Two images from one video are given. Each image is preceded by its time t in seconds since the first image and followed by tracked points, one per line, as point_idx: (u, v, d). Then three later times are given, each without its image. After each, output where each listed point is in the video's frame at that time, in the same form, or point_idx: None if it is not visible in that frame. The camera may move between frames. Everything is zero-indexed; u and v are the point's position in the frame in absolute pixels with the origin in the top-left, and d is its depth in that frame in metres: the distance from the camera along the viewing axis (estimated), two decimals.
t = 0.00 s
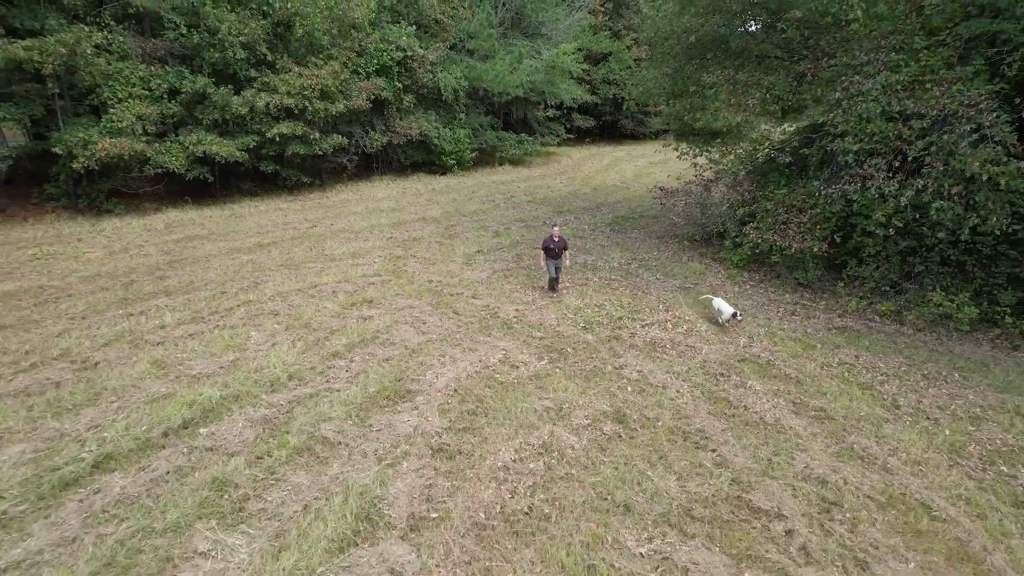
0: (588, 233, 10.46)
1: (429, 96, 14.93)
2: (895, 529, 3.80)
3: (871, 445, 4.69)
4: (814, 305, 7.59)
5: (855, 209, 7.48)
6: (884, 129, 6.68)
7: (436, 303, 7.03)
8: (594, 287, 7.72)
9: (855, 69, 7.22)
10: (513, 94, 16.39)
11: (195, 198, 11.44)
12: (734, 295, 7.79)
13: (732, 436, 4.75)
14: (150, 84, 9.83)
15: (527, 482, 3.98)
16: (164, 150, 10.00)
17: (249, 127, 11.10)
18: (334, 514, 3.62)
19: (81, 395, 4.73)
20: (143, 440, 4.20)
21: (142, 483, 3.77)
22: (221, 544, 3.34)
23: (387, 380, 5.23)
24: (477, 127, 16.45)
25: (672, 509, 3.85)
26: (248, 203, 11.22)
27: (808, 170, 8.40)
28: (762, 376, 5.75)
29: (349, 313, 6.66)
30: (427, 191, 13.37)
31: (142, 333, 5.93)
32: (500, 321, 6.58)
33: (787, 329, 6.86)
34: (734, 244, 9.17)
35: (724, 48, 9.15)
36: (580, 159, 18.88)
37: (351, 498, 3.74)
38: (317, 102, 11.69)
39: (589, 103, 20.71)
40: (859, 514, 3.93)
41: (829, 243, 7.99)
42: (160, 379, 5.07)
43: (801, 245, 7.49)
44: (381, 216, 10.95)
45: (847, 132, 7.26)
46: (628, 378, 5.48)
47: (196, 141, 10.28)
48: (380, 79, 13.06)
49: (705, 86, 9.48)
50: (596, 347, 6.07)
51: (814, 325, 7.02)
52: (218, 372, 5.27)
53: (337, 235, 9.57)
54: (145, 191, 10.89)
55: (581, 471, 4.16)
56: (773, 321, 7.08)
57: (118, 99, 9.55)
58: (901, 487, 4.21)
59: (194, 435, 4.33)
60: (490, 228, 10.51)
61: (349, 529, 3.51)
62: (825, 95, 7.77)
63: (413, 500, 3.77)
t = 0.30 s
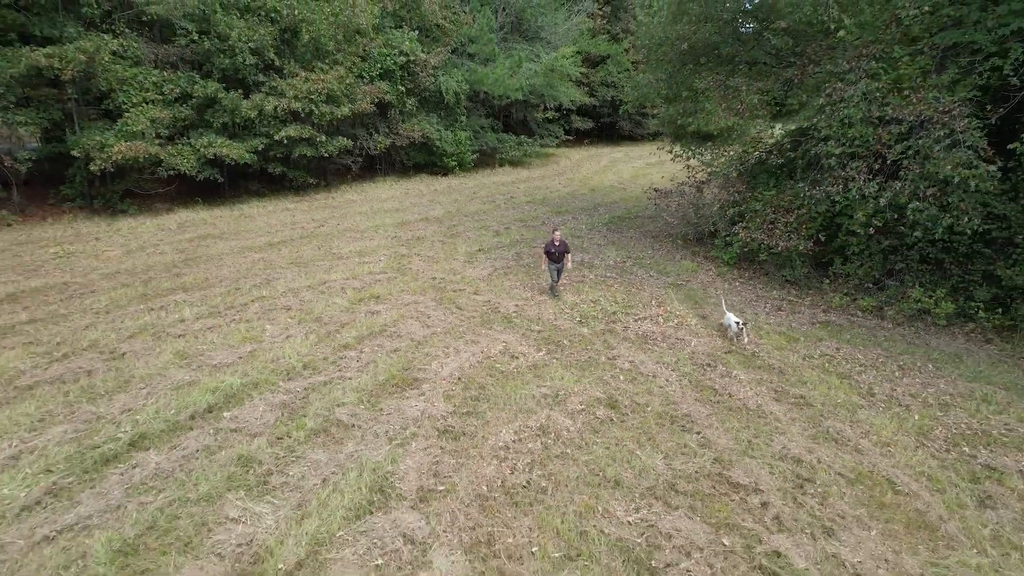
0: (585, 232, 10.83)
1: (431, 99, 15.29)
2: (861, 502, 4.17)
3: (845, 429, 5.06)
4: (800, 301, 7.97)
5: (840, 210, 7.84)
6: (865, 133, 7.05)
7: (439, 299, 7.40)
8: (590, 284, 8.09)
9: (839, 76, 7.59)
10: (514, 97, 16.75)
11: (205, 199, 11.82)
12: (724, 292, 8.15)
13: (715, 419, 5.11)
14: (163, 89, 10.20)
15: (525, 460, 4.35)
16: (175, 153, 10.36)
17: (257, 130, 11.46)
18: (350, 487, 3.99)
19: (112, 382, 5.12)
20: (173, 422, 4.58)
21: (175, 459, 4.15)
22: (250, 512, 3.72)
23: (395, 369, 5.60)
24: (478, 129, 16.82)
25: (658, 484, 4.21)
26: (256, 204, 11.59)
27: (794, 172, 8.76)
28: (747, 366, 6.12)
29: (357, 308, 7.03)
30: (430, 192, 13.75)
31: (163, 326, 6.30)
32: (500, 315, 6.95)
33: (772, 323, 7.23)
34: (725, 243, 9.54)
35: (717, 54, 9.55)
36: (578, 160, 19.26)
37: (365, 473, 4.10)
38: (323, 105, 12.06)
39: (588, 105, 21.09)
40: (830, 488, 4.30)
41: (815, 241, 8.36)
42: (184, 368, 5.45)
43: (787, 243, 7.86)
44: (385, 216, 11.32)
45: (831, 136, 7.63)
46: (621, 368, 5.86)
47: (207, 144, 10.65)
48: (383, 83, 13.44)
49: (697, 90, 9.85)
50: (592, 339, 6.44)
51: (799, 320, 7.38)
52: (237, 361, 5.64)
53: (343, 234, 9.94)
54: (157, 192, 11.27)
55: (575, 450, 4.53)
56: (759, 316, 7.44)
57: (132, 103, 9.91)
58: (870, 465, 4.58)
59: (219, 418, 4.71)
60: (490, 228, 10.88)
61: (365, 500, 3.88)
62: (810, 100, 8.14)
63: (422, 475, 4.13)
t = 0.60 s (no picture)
0: (582, 231, 11.22)
1: (433, 101, 15.69)
2: (831, 477, 4.57)
3: (821, 413, 5.45)
4: (786, 296, 8.35)
5: (824, 210, 8.23)
6: (846, 137, 7.44)
7: (443, 294, 7.79)
8: (586, 281, 8.48)
9: (823, 82, 7.98)
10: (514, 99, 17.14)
11: (214, 199, 12.21)
12: (714, 288, 8.54)
13: (701, 404, 5.50)
14: (176, 93, 10.59)
15: (524, 439, 4.74)
16: (187, 154, 10.75)
17: (266, 132, 11.85)
18: (365, 461, 4.38)
19: (140, 370, 5.52)
20: (199, 405, 4.97)
21: (204, 437, 4.56)
22: (274, 482, 4.11)
23: (402, 358, 5.99)
24: (479, 131, 17.22)
25: (646, 460, 4.61)
26: (265, 204, 11.97)
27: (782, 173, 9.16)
28: (732, 356, 6.51)
29: (366, 302, 7.43)
30: (432, 193, 14.14)
31: (183, 319, 6.70)
32: (501, 310, 7.33)
33: (759, 317, 7.61)
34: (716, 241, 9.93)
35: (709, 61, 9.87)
36: (577, 161, 19.66)
37: (378, 449, 4.49)
38: (329, 108, 12.45)
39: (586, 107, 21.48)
40: (803, 465, 4.69)
41: (801, 240, 8.75)
42: (206, 357, 5.85)
43: (774, 242, 8.25)
44: (390, 215, 11.70)
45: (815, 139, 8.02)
46: (614, 357, 6.26)
47: (218, 146, 11.05)
48: (387, 86, 13.84)
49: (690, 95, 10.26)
50: (587, 331, 6.84)
51: (784, 314, 7.77)
52: (255, 351, 6.04)
53: (350, 233, 10.32)
54: (169, 193, 11.66)
55: (570, 431, 4.92)
56: (747, 310, 7.83)
57: (146, 107, 10.31)
58: (842, 445, 4.97)
59: (242, 401, 5.11)
60: (491, 227, 11.27)
61: (378, 473, 4.27)
62: (796, 105, 8.53)
63: (429, 451, 4.52)
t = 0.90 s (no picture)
0: (580, 230, 11.63)
1: (436, 104, 16.11)
2: (804, 454, 4.98)
3: (800, 398, 5.86)
4: (774, 292, 8.76)
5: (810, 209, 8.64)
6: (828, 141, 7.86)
7: (447, 290, 8.20)
8: (583, 277, 8.90)
9: (807, 88, 8.38)
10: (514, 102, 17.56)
11: (224, 199, 12.62)
12: (704, 284, 8.95)
13: (687, 390, 5.92)
14: (188, 97, 11.00)
15: (524, 420, 5.15)
16: (199, 156, 11.17)
17: (274, 135, 12.26)
18: (378, 439, 4.80)
19: (166, 358, 5.94)
20: (223, 389, 5.39)
21: (230, 417, 4.98)
22: (296, 457, 4.53)
23: (410, 348, 6.41)
24: (479, 133, 17.65)
25: (635, 439, 5.02)
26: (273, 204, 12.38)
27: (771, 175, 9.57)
28: (719, 347, 6.92)
29: (374, 297, 7.84)
30: (435, 193, 14.55)
31: (202, 312, 7.11)
32: (502, 304, 7.74)
33: (746, 311, 8.02)
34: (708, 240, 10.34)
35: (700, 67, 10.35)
36: (576, 162, 20.08)
37: (389, 429, 4.90)
38: (335, 111, 12.86)
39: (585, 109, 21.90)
40: (781, 444, 5.10)
41: (788, 238, 9.17)
42: (226, 347, 6.27)
43: (762, 240, 8.66)
44: (394, 215, 12.11)
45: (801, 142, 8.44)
46: (608, 347, 6.67)
47: (229, 148, 11.46)
48: (390, 90, 14.26)
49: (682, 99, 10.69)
50: (583, 324, 7.26)
51: (770, 308, 8.18)
52: (271, 341, 6.46)
53: (356, 232, 10.73)
54: (181, 193, 12.07)
55: (566, 413, 5.33)
56: (735, 305, 8.24)
57: (160, 111, 10.72)
58: (817, 427, 5.38)
59: (262, 386, 5.53)
60: (492, 226, 11.69)
61: (391, 449, 4.68)
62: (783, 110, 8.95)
63: (436, 430, 4.94)
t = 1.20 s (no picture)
0: (578, 229, 12.06)
1: (438, 107, 16.54)
2: (782, 434, 5.40)
3: (781, 385, 6.29)
4: (762, 289, 9.18)
5: (797, 209, 9.05)
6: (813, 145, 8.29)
7: (451, 285, 8.63)
8: (580, 274, 9.32)
9: (794, 94, 8.81)
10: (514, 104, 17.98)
11: (234, 199, 13.05)
12: (696, 280, 9.38)
13: (677, 377, 6.34)
14: (201, 101, 11.43)
15: (524, 404, 5.57)
16: (211, 158, 11.59)
17: (282, 137, 12.68)
18: (390, 419, 5.22)
19: (190, 348, 6.36)
20: (245, 375, 5.82)
21: (253, 400, 5.40)
22: (315, 435, 4.95)
23: (416, 339, 6.83)
24: (481, 134, 18.07)
25: (626, 420, 5.44)
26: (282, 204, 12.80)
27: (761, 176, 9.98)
28: (708, 338, 7.34)
29: (382, 292, 8.27)
30: (438, 194, 14.96)
31: (220, 306, 7.54)
32: (503, 299, 8.17)
33: (735, 306, 8.44)
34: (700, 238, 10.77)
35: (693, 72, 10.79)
36: (575, 163, 20.49)
37: (400, 411, 5.32)
38: (341, 114, 13.28)
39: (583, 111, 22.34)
40: (761, 425, 5.52)
41: (777, 236, 9.59)
42: (245, 338, 6.69)
43: (751, 238, 9.09)
44: (399, 215, 12.52)
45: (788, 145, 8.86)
46: (602, 338, 7.10)
47: (239, 150, 11.88)
48: (394, 93, 14.68)
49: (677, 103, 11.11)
50: (579, 317, 7.69)
51: (758, 303, 8.60)
52: (287, 332, 6.88)
53: (363, 231, 11.14)
54: (192, 194, 12.49)
55: (563, 397, 5.76)
56: (724, 299, 8.66)
57: (174, 114, 11.14)
58: (796, 410, 5.80)
59: (281, 373, 5.96)
60: (493, 225, 12.11)
61: (402, 428, 5.10)
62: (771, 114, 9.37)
63: (443, 412, 5.36)
